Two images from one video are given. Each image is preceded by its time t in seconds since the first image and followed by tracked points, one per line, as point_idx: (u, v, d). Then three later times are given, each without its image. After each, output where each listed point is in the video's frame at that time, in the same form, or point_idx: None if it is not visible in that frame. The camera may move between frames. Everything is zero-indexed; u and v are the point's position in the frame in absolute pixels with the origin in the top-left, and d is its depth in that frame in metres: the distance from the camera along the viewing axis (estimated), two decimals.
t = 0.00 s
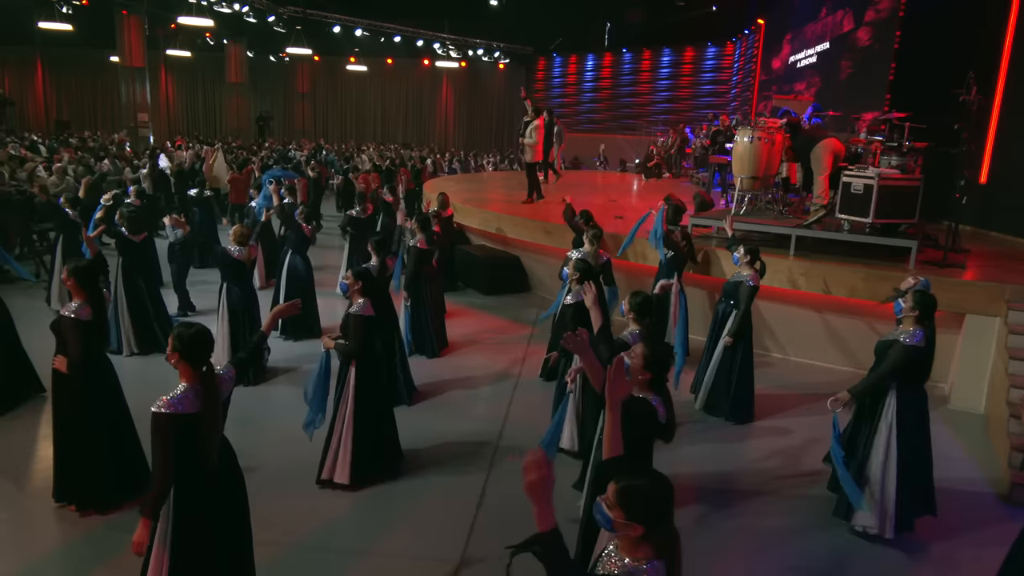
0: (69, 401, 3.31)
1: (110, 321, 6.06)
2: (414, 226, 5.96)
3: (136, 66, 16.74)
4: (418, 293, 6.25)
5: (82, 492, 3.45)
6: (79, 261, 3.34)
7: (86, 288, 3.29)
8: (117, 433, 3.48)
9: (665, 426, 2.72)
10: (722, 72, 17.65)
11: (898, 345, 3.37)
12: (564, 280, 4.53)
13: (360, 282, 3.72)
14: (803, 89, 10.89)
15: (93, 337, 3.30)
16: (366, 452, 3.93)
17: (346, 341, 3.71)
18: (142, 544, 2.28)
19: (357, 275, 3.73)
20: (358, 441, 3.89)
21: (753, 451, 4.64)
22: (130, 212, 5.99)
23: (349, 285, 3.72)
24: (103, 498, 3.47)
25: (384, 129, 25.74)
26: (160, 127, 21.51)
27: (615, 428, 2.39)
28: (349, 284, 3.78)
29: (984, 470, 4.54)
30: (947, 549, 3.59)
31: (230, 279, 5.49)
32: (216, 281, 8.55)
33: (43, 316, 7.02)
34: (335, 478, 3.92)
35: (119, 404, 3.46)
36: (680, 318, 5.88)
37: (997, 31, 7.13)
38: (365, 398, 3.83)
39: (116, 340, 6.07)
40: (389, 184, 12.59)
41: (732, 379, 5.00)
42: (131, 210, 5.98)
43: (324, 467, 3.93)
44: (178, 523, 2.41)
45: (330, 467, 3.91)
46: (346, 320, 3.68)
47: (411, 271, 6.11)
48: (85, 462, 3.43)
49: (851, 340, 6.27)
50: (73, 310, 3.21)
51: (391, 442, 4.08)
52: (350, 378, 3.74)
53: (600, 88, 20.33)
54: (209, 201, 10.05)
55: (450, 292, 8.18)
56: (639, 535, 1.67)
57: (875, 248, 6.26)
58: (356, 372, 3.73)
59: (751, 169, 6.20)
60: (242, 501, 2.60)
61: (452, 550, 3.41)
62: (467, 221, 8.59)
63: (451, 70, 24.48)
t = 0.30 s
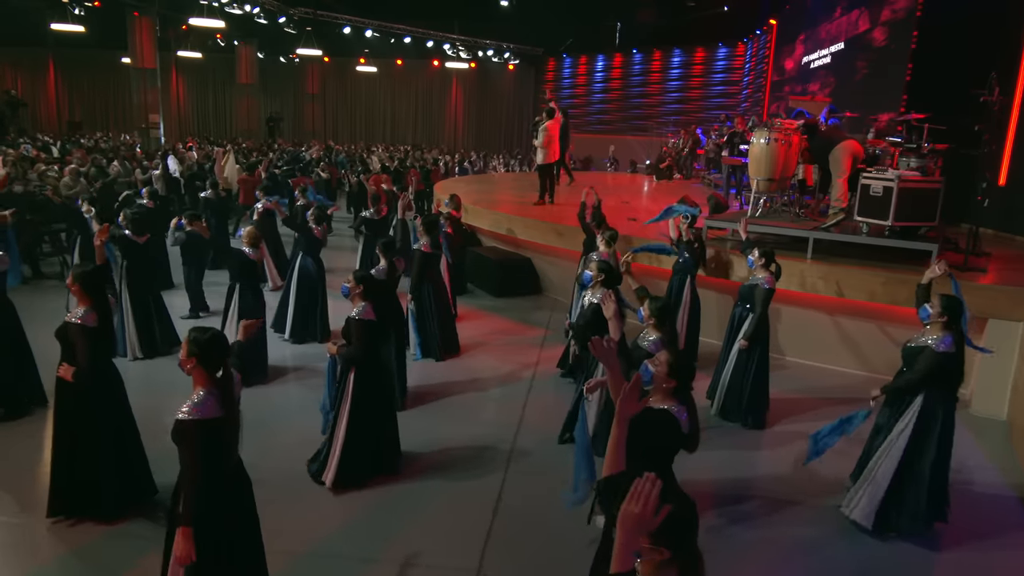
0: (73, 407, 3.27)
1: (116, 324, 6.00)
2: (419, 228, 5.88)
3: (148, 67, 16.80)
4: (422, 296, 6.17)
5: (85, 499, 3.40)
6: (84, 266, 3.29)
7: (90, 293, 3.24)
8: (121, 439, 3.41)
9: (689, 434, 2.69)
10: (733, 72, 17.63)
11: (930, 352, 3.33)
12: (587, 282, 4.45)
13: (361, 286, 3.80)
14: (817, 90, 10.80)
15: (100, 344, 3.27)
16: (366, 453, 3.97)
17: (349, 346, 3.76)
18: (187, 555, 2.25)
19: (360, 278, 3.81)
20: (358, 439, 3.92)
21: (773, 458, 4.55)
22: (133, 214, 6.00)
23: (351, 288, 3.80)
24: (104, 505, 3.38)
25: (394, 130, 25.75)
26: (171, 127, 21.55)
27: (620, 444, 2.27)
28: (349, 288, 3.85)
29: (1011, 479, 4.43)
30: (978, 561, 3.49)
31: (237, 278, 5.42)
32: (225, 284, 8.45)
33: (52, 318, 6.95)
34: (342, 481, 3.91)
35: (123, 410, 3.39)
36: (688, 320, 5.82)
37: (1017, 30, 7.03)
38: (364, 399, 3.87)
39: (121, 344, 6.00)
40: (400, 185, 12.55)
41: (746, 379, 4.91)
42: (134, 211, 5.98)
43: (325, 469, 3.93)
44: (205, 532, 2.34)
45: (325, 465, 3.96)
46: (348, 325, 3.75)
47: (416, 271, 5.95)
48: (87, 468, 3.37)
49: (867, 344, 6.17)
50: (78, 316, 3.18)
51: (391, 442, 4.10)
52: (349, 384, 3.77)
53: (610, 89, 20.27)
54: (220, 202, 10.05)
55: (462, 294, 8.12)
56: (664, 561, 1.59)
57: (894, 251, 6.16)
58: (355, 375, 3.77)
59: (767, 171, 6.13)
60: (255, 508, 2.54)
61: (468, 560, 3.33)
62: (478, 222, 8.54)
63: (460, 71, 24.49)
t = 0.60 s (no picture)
0: (89, 413, 3.20)
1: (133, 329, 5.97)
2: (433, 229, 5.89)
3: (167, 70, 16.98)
4: (430, 296, 6.16)
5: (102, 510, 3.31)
6: (101, 272, 3.25)
7: (105, 300, 3.20)
8: (140, 445, 3.34)
9: (715, 449, 2.65)
10: (751, 72, 17.50)
11: (981, 362, 3.22)
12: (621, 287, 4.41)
13: (368, 290, 3.78)
14: (839, 89, 10.64)
15: (115, 352, 3.21)
16: (382, 458, 3.94)
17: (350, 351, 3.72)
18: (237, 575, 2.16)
19: (366, 282, 3.79)
20: (374, 442, 3.89)
21: (804, 466, 4.42)
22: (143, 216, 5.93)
23: (357, 292, 3.78)
24: (122, 515, 3.32)
25: (410, 132, 25.76)
26: (189, 130, 21.71)
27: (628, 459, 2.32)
28: (354, 292, 3.82)
29: None
30: None
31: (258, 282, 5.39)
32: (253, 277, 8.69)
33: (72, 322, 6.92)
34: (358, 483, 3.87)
35: (141, 416, 3.32)
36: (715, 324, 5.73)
37: None
38: (368, 405, 3.81)
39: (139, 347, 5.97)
40: (418, 186, 12.54)
41: (774, 387, 4.86)
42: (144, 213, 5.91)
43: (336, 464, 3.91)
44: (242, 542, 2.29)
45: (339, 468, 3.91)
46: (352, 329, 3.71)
47: (432, 272, 6.07)
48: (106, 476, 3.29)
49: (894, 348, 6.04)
50: (92, 324, 3.14)
51: (406, 444, 4.06)
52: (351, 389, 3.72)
53: (626, 90, 20.17)
54: (239, 204, 10.08)
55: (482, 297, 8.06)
56: None
57: (924, 255, 6.02)
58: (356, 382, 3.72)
59: (793, 172, 6.02)
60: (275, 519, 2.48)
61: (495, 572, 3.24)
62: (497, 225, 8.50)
63: (476, 72, 24.49)
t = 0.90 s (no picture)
0: (176, 416, 3.27)
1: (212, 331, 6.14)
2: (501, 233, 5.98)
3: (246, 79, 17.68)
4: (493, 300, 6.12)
5: (189, 512, 3.37)
6: (186, 278, 3.35)
7: (192, 305, 3.33)
8: (226, 447, 3.42)
9: (795, 468, 2.51)
10: (829, 66, 16.88)
11: None
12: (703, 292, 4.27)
13: (431, 294, 3.69)
14: (927, 83, 10.11)
15: (198, 357, 3.31)
16: (444, 465, 3.91)
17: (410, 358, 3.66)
18: None
19: (431, 287, 3.69)
20: (439, 450, 3.88)
21: (899, 484, 4.17)
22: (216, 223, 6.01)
23: (420, 297, 3.70)
24: (211, 516, 3.39)
25: (478, 135, 25.94)
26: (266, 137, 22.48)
27: (714, 501, 2.20)
28: (417, 296, 3.76)
29: None
30: None
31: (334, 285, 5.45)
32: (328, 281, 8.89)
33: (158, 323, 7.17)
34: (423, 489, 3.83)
35: (227, 419, 3.39)
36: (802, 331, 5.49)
37: None
38: (431, 412, 3.80)
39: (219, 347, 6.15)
40: (488, 189, 12.59)
41: (868, 396, 4.61)
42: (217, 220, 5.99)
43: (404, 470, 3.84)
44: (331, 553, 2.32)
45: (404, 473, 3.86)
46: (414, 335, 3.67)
47: (499, 276, 6.00)
48: (193, 478, 3.36)
49: (989, 358, 5.65)
50: (177, 329, 3.24)
51: (464, 450, 4.03)
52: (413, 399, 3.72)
53: (696, 88, 19.73)
54: (315, 208, 10.34)
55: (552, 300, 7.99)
56: None
57: None
58: (419, 391, 3.72)
59: (883, 171, 5.72)
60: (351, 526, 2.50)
61: None
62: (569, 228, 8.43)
63: (543, 74, 24.47)
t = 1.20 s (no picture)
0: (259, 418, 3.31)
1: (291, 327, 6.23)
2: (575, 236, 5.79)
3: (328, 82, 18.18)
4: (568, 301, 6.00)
5: (268, 511, 3.42)
6: (269, 278, 3.38)
7: (275, 306, 3.36)
8: (306, 448, 3.44)
9: (887, 498, 2.32)
10: (925, 63, 15.99)
11: None
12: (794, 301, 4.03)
13: (507, 297, 3.60)
14: None
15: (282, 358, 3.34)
16: (517, 474, 3.86)
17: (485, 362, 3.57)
18: None
19: (506, 291, 3.60)
20: (511, 458, 3.82)
21: (1010, 516, 3.85)
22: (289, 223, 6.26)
23: (498, 302, 3.59)
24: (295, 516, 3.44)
25: (552, 136, 25.82)
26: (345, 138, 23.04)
27: (844, 539, 2.35)
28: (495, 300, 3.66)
29: None
30: None
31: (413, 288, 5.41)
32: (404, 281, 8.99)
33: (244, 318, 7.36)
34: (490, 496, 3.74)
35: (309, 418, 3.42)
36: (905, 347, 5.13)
37: None
38: (507, 419, 3.74)
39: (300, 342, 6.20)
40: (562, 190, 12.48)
41: (993, 426, 4.28)
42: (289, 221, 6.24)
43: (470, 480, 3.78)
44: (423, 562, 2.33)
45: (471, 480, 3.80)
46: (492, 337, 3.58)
47: (572, 278, 5.91)
48: (275, 476, 3.41)
49: None
50: (262, 330, 3.28)
51: (534, 457, 3.96)
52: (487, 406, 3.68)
53: (779, 87, 19.04)
54: (391, 209, 10.48)
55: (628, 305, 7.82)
56: None
57: None
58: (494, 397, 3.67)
59: (993, 175, 5.32)
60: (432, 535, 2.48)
61: None
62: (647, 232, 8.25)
63: (619, 74, 24.16)
